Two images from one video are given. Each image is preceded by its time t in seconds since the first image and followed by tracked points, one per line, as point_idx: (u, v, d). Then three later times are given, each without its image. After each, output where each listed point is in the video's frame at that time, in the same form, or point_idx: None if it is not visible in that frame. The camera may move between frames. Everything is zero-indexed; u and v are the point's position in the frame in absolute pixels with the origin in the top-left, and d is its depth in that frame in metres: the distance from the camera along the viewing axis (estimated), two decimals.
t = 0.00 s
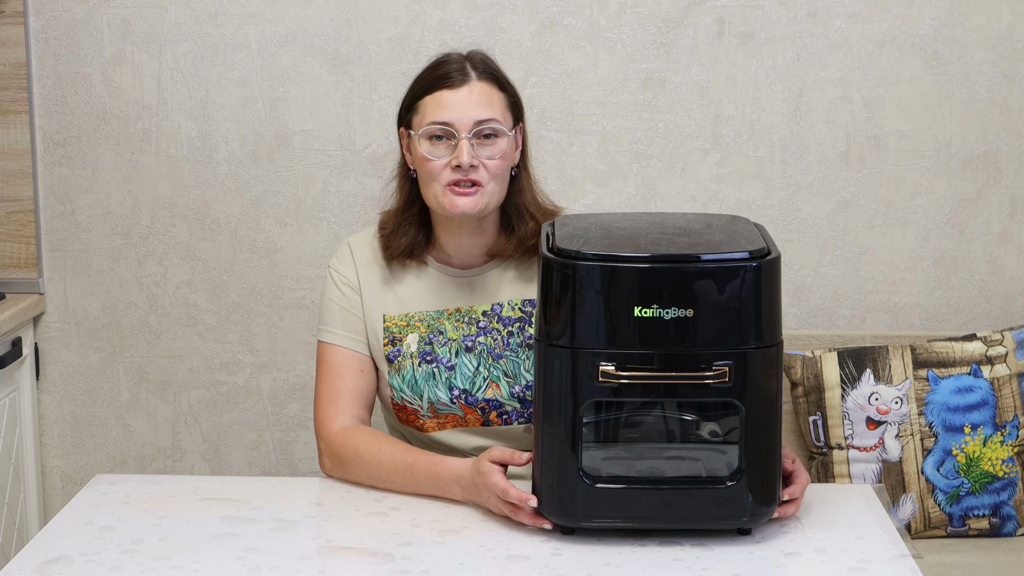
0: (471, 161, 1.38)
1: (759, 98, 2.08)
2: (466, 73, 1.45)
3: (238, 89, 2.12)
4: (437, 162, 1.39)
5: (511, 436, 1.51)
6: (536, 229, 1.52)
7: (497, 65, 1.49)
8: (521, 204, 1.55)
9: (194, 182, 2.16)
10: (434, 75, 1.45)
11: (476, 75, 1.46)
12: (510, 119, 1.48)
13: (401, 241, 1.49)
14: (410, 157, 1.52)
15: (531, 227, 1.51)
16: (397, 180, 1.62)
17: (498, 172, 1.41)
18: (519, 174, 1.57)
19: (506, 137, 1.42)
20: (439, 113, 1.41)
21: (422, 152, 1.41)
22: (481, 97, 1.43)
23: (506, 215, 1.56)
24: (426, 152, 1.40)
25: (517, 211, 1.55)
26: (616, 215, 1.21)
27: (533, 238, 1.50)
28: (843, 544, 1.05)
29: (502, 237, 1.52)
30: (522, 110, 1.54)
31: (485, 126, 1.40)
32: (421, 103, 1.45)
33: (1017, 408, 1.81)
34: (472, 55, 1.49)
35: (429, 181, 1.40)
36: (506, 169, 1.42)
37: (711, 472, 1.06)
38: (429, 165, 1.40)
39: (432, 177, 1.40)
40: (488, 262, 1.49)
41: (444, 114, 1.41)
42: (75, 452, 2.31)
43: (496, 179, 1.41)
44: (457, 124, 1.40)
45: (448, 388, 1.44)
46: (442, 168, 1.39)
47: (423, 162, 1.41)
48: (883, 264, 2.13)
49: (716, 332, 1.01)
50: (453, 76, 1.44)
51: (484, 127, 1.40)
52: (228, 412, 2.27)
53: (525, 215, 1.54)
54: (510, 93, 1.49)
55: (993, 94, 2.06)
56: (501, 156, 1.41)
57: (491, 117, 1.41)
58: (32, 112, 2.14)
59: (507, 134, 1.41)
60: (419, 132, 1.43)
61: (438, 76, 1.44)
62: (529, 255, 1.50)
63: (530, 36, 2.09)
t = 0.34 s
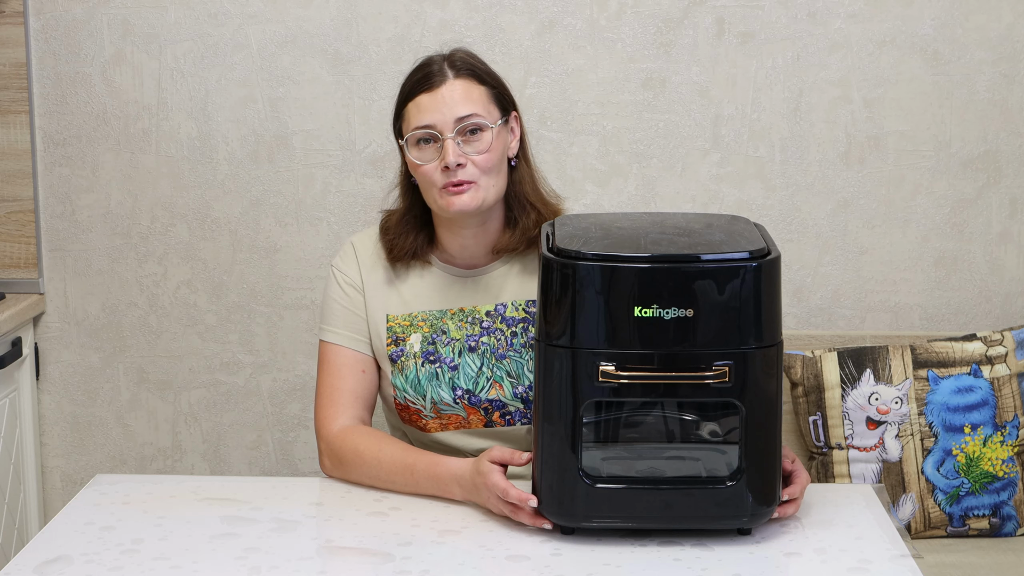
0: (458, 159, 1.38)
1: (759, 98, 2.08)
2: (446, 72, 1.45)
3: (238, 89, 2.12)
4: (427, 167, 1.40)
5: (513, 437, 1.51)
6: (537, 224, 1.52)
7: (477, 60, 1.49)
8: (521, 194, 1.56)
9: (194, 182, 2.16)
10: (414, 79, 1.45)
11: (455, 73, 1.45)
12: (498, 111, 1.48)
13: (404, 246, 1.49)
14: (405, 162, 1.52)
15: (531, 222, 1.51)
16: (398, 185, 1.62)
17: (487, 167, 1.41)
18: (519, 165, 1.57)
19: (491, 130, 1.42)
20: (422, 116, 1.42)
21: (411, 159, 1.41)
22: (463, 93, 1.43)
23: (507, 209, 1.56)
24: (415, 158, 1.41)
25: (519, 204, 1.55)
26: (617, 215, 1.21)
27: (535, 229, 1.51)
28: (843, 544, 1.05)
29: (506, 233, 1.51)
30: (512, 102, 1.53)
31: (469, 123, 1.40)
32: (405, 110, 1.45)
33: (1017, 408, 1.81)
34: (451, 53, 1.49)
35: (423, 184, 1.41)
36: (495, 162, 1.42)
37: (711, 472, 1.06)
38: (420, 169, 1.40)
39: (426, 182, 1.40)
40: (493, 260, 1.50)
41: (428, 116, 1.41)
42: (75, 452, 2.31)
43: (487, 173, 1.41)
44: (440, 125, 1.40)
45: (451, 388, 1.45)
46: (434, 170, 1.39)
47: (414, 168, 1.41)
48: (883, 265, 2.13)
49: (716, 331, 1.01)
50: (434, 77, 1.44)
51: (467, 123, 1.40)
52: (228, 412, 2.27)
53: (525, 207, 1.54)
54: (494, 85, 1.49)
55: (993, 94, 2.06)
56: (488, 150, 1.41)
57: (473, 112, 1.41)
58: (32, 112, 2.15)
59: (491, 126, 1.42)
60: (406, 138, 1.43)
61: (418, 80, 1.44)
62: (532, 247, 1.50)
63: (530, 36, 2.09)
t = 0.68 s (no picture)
0: (455, 154, 1.38)
1: (759, 98, 2.08)
2: (446, 69, 1.46)
3: (238, 89, 2.12)
4: (425, 162, 1.40)
5: (512, 438, 1.51)
6: (534, 224, 1.52)
7: (478, 58, 1.50)
8: (519, 195, 1.56)
9: (194, 182, 2.16)
10: (415, 75, 1.45)
11: (455, 70, 1.46)
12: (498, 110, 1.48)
13: (401, 244, 1.49)
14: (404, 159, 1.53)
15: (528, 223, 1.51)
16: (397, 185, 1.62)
17: (485, 162, 1.40)
18: (516, 165, 1.57)
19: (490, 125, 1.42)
20: (421, 111, 1.42)
21: (410, 154, 1.42)
22: (462, 89, 1.43)
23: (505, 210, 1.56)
24: (413, 153, 1.41)
25: (514, 204, 1.54)
26: (616, 215, 1.21)
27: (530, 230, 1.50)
28: (844, 544, 1.05)
29: (503, 233, 1.51)
30: (512, 101, 1.53)
31: (467, 119, 1.41)
32: (405, 106, 1.46)
33: (1017, 408, 1.81)
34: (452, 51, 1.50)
35: (420, 179, 1.41)
36: (493, 158, 1.42)
37: (711, 472, 1.06)
38: (418, 164, 1.41)
39: (423, 177, 1.40)
40: (490, 260, 1.50)
41: (427, 111, 1.42)
42: (75, 452, 2.31)
43: (485, 168, 1.41)
44: (438, 120, 1.40)
45: (450, 388, 1.45)
46: (431, 164, 1.39)
47: (412, 163, 1.42)
48: (883, 264, 2.13)
49: (716, 331, 1.01)
50: (433, 74, 1.44)
51: (466, 118, 1.41)
52: (228, 412, 2.27)
53: (523, 207, 1.54)
54: (494, 83, 1.49)
55: (993, 94, 2.06)
56: (486, 146, 1.41)
57: (472, 108, 1.42)
58: (32, 112, 2.14)
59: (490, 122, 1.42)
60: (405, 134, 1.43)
61: (418, 77, 1.45)
62: (529, 248, 1.50)
63: (530, 36, 2.09)
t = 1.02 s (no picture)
0: (460, 154, 1.38)
1: (759, 98, 2.08)
2: (451, 68, 1.46)
3: (238, 89, 2.12)
4: (428, 160, 1.40)
5: (512, 437, 1.51)
6: (535, 224, 1.51)
7: (483, 58, 1.50)
8: (519, 197, 1.55)
9: (194, 182, 2.16)
10: (420, 72, 1.45)
11: (461, 68, 1.46)
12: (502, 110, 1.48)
13: (401, 242, 1.49)
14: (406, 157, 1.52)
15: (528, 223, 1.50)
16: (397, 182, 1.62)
17: (487, 164, 1.41)
18: (517, 167, 1.57)
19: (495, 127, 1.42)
20: (427, 109, 1.42)
21: (413, 151, 1.41)
22: (468, 89, 1.43)
23: (506, 210, 1.56)
24: (416, 151, 1.41)
25: (515, 206, 1.54)
26: (616, 215, 1.21)
27: (531, 231, 1.49)
28: (844, 544, 1.05)
29: (503, 234, 1.51)
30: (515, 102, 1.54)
31: (472, 118, 1.41)
32: (409, 103, 1.46)
33: (1017, 408, 1.81)
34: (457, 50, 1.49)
35: (423, 177, 1.41)
36: (497, 159, 1.42)
37: (711, 472, 1.06)
38: (422, 163, 1.40)
39: (426, 175, 1.40)
40: (490, 261, 1.50)
41: (432, 109, 1.41)
42: (75, 452, 2.31)
43: (489, 170, 1.41)
44: (443, 119, 1.40)
45: (450, 387, 1.45)
46: (435, 164, 1.39)
47: (415, 160, 1.41)
48: (883, 264, 2.13)
49: (716, 331, 1.01)
50: (439, 72, 1.44)
51: (471, 118, 1.41)
52: (228, 412, 2.27)
53: (523, 209, 1.54)
54: (498, 83, 1.49)
55: (993, 94, 2.06)
56: (491, 147, 1.41)
57: (478, 108, 1.42)
58: (32, 112, 2.15)
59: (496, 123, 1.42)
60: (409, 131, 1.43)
61: (423, 74, 1.44)
62: (529, 249, 1.50)
63: (530, 36, 2.09)
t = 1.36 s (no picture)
0: (474, 152, 1.38)
1: (759, 98, 2.08)
2: (470, 68, 1.47)
3: (238, 89, 2.12)
4: (439, 154, 1.39)
5: (512, 437, 1.51)
6: (535, 229, 1.51)
7: (500, 63, 1.51)
8: (522, 203, 1.55)
9: (194, 182, 2.16)
10: (439, 69, 1.46)
11: (479, 70, 1.47)
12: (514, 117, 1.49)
13: (400, 237, 1.49)
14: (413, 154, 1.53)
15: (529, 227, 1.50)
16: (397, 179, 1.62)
17: (500, 166, 1.40)
18: (520, 174, 1.57)
19: (511, 131, 1.42)
20: (444, 104, 1.42)
21: (424, 144, 1.41)
22: (486, 90, 1.44)
23: (505, 214, 1.55)
24: (428, 144, 1.41)
25: (516, 211, 1.54)
26: (616, 215, 1.21)
27: (531, 236, 1.49)
28: (843, 544, 1.05)
29: (503, 236, 1.51)
30: (525, 112, 1.55)
31: (489, 119, 1.41)
32: (424, 98, 1.46)
33: (1017, 408, 1.81)
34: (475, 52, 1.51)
35: (432, 171, 1.40)
36: (508, 163, 1.42)
37: (711, 472, 1.06)
38: (432, 156, 1.40)
39: (434, 169, 1.40)
40: (489, 262, 1.50)
41: (449, 105, 1.42)
42: (75, 452, 2.31)
43: (501, 173, 1.41)
44: (459, 117, 1.40)
45: (449, 388, 1.44)
46: (446, 158, 1.39)
47: (426, 153, 1.41)
48: (882, 264, 2.13)
49: (716, 331, 1.01)
50: (456, 70, 1.45)
51: (488, 118, 1.40)
52: (228, 412, 2.27)
53: (525, 215, 1.53)
54: (513, 91, 1.50)
55: (993, 94, 2.06)
56: (504, 150, 1.41)
57: (496, 110, 1.42)
58: (32, 112, 2.15)
59: (513, 128, 1.42)
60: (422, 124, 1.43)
61: (441, 71, 1.46)
62: (528, 254, 1.50)
63: (530, 36, 2.09)
